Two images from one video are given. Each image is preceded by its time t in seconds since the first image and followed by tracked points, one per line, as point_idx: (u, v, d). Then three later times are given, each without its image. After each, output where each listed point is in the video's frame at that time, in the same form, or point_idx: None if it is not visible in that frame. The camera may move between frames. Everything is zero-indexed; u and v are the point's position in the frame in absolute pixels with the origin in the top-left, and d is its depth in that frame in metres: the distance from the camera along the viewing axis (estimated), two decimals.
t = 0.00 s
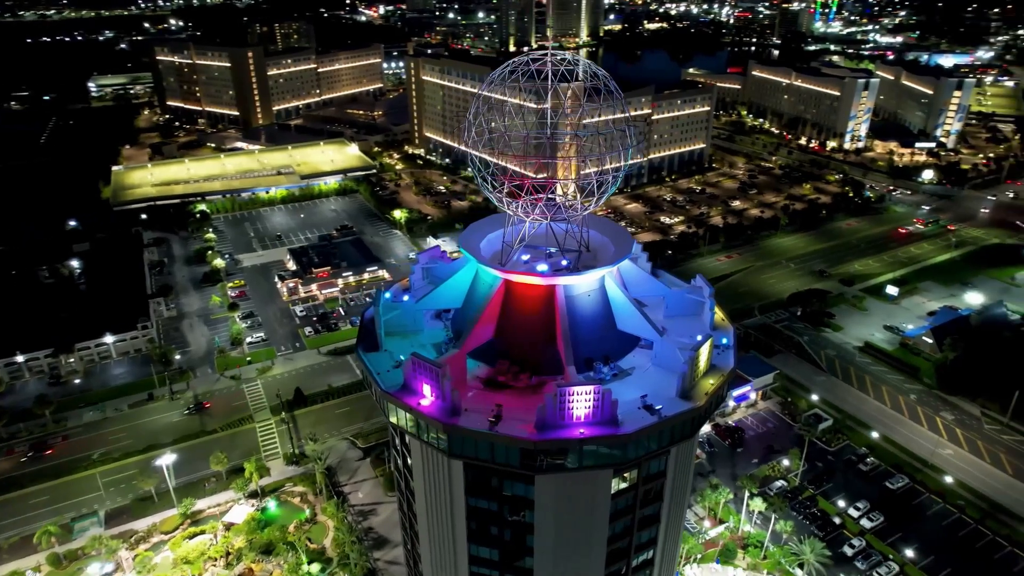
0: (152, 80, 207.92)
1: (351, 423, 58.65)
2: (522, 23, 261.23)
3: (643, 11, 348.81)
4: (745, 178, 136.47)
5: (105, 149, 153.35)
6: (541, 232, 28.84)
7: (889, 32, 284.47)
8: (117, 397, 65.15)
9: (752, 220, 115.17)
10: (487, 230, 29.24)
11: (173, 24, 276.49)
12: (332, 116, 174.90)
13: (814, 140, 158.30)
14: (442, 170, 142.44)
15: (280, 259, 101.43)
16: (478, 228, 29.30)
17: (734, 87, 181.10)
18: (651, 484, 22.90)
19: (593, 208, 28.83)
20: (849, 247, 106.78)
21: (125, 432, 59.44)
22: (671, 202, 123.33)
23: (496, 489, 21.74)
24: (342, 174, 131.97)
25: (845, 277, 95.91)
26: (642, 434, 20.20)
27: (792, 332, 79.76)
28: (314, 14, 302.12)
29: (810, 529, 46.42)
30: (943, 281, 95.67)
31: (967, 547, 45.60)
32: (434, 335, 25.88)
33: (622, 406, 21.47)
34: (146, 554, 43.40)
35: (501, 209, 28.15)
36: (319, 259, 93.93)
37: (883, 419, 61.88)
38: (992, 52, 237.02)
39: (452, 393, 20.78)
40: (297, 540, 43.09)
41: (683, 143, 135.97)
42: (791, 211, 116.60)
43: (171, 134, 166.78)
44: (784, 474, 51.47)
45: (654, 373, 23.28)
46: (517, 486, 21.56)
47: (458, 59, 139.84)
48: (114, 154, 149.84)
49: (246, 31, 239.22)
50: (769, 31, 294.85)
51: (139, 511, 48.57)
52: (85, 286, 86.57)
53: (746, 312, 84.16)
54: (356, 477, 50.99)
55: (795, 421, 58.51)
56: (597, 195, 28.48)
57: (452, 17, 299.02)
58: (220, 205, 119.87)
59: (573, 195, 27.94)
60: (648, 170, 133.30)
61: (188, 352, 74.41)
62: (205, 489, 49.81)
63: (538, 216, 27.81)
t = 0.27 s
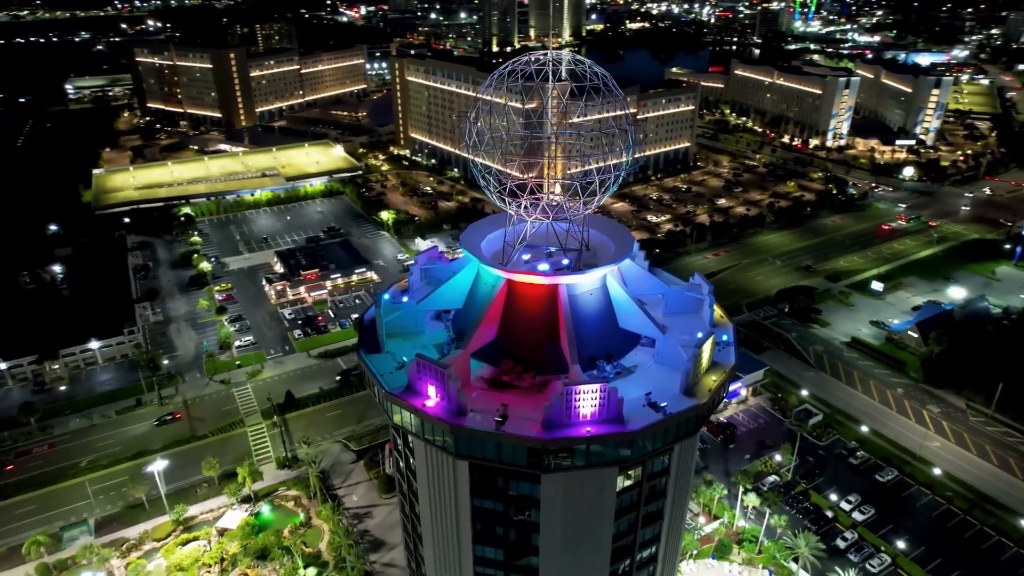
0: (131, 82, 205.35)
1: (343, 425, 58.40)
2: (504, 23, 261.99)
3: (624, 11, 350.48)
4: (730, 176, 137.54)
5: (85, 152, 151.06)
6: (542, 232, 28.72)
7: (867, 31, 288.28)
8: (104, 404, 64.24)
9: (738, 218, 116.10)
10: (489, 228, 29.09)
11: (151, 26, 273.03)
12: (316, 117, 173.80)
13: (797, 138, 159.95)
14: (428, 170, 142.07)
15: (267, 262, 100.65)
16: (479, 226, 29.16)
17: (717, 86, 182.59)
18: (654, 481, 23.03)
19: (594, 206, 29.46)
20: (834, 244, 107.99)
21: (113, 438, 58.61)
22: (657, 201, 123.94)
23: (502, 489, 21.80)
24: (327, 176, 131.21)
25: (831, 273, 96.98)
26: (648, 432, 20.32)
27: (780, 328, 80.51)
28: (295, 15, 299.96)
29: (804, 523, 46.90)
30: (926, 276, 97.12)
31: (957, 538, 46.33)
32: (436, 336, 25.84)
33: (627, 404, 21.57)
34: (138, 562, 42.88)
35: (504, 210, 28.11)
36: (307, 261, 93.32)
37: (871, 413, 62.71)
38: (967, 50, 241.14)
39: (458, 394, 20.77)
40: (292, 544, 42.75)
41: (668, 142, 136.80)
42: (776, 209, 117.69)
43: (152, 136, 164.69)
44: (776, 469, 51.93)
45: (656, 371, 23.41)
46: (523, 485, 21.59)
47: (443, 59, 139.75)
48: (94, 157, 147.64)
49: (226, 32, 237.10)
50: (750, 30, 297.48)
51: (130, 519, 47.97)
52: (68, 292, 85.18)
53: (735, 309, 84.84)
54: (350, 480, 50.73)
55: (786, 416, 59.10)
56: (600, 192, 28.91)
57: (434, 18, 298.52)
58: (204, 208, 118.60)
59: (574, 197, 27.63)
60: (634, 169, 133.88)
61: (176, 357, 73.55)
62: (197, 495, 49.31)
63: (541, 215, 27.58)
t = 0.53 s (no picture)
0: (110, 84, 202.66)
1: (335, 428, 58.12)
2: (487, 23, 262.65)
3: (606, 11, 352.27)
4: (715, 174, 138.58)
5: (64, 155, 148.79)
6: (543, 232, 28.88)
7: (846, 30, 291.92)
8: (91, 411, 63.35)
9: (724, 216, 117.01)
10: (490, 228, 29.26)
11: (128, 27, 269.63)
12: (299, 118, 172.66)
13: (780, 137, 161.58)
14: (414, 171, 141.65)
15: (254, 265, 99.76)
16: (480, 226, 29.35)
17: (701, 85, 184.04)
18: (658, 478, 23.14)
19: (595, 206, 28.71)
20: (819, 241, 109.20)
21: (101, 446, 57.87)
22: (644, 200, 124.51)
23: (507, 488, 21.81)
24: (313, 177, 130.41)
25: (816, 270, 98.03)
26: (654, 428, 20.43)
27: (768, 325, 81.19)
28: (275, 15, 297.76)
29: (797, 517, 47.39)
30: (910, 272, 98.50)
31: (946, 529, 47.04)
32: (437, 337, 25.79)
33: (632, 401, 21.67)
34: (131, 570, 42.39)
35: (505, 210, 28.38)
36: (294, 264, 92.60)
37: (861, 407, 63.44)
38: (943, 49, 245.18)
39: (463, 394, 20.71)
40: (287, 548, 42.45)
41: (654, 141, 137.62)
42: (762, 207, 118.77)
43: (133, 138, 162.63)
44: (769, 464, 52.34)
45: (659, 368, 23.56)
46: (528, 485, 21.61)
47: (427, 59, 139.46)
48: (74, 160, 145.36)
49: (206, 33, 235.02)
50: (731, 29, 300.23)
51: (120, 526, 47.39)
52: (51, 297, 83.85)
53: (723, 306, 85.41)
54: (344, 483, 50.46)
55: (777, 412, 59.63)
56: (602, 192, 28.41)
57: (417, 18, 298.17)
58: (189, 211, 117.30)
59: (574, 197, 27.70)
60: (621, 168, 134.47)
61: (164, 362, 72.67)
62: (189, 501, 48.87)
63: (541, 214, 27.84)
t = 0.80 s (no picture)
0: (88, 86, 199.70)
1: (328, 431, 57.82)
2: (470, 23, 262.48)
3: (588, 10, 353.61)
4: (700, 173, 139.53)
5: (42, 159, 146.32)
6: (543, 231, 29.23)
7: (825, 30, 295.44)
8: (77, 418, 62.40)
9: (710, 214, 117.81)
10: (489, 227, 29.54)
11: (105, 28, 265.79)
12: (283, 120, 171.45)
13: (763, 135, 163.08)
14: (400, 172, 141.17)
15: (241, 268, 98.83)
16: (480, 226, 29.59)
17: (684, 84, 185.33)
18: (661, 474, 23.27)
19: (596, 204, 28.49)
20: (803, 237, 110.38)
21: (88, 453, 57.01)
22: (630, 199, 125.05)
23: (513, 488, 21.84)
24: (299, 179, 129.57)
25: (802, 266, 99.04)
26: (659, 425, 20.57)
27: (757, 321, 81.87)
28: (255, 15, 295.20)
29: (790, 511, 47.86)
30: (893, 267, 99.86)
31: (935, 520, 47.75)
32: (438, 338, 25.77)
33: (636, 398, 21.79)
34: None
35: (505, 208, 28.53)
36: (281, 266, 91.84)
37: (850, 401, 64.24)
38: (920, 48, 248.98)
39: (469, 394, 20.70)
40: (283, 553, 42.17)
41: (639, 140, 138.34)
42: (747, 204, 119.76)
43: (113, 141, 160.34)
44: (760, 460, 52.81)
45: (661, 366, 23.70)
46: (534, 484, 21.65)
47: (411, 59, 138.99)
48: (52, 164, 142.99)
49: (185, 34, 232.48)
50: (712, 28, 302.67)
51: (111, 534, 46.82)
52: (33, 303, 82.38)
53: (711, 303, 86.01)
54: (338, 486, 50.18)
55: (768, 407, 60.20)
56: (604, 191, 28.25)
57: (399, 19, 297.43)
58: (172, 214, 115.91)
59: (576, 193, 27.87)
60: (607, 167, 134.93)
61: (151, 367, 71.73)
62: (181, 507, 48.34)
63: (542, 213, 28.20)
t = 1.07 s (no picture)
0: (65, 88, 196.57)
1: (320, 434, 57.43)
2: (452, 24, 262.31)
3: (569, 10, 354.66)
4: (685, 171, 140.45)
5: (20, 162, 143.79)
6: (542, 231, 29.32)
7: (804, 28, 298.65)
8: (63, 425, 61.41)
9: (696, 212, 118.58)
10: (488, 230, 29.54)
11: (80, 28, 261.74)
12: (265, 121, 170.08)
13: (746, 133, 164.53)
14: (386, 173, 140.61)
15: (228, 271, 97.84)
16: (478, 229, 29.48)
17: (667, 83, 186.54)
18: (664, 471, 23.40)
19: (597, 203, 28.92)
20: (788, 234, 111.51)
21: (75, 461, 56.12)
22: (616, 198, 125.55)
23: (518, 487, 21.86)
24: (284, 181, 128.51)
25: (788, 263, 100.02)
26: (665, 422, 20.69)
27: (745, 318, 82.55)
28: (234, 15, 292.50)
29: (783, 506, 48.27)
30: (877, 263, 101.16)
31: (925, 511, 48.46)
32: (439, 339, 25.71)
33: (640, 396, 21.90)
34: None
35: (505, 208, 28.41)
36: (268, 268, 91.05)
37: (839, 396, 65.01)
38: (897, 46, 252.51)
39: (475, 394, 20.67)
40: (278, 557, 41.85)
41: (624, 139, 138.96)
42: (732, 202, 120.72)
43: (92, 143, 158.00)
44: (753, 455, 53.27)
45: (663, 363, 23.86)
46: (540, 483, 21.68)
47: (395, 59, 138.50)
48: (30, 167, 140.54)
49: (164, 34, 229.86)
50: (693, 28, 305.08)
51: (101, 543, 46.17)
52: (14, 310, 80.90)
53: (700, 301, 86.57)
54: (331, 489, 49.86)
55: (759, 403, 60.76)
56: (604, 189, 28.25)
57: (380, 19, 296.65)
58: (156, 217, 114.46)
59: (576, 193, 28.10)
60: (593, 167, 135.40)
61: (138, 372, 70.77)
62: (173, 513, 47.85)
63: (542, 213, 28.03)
